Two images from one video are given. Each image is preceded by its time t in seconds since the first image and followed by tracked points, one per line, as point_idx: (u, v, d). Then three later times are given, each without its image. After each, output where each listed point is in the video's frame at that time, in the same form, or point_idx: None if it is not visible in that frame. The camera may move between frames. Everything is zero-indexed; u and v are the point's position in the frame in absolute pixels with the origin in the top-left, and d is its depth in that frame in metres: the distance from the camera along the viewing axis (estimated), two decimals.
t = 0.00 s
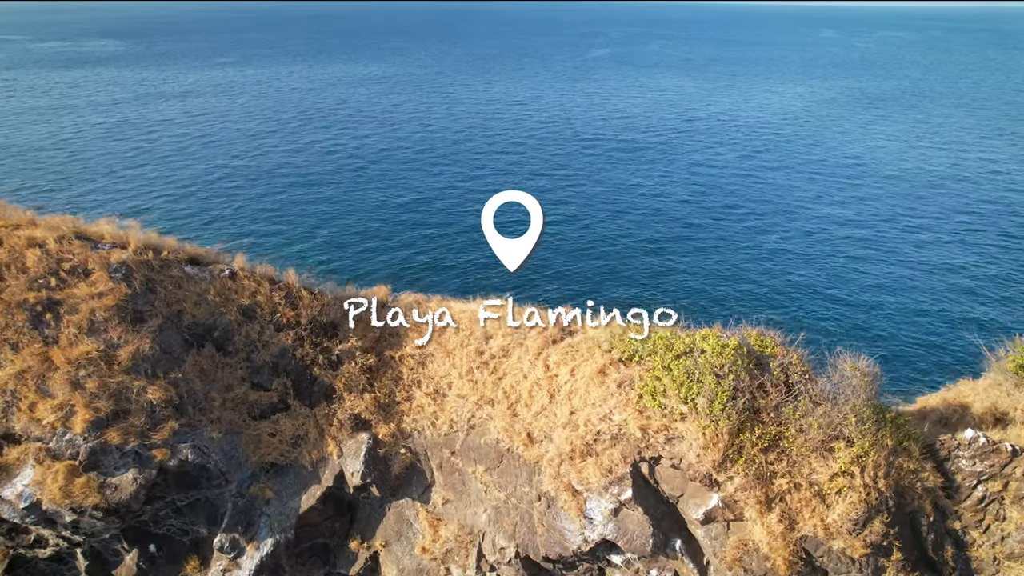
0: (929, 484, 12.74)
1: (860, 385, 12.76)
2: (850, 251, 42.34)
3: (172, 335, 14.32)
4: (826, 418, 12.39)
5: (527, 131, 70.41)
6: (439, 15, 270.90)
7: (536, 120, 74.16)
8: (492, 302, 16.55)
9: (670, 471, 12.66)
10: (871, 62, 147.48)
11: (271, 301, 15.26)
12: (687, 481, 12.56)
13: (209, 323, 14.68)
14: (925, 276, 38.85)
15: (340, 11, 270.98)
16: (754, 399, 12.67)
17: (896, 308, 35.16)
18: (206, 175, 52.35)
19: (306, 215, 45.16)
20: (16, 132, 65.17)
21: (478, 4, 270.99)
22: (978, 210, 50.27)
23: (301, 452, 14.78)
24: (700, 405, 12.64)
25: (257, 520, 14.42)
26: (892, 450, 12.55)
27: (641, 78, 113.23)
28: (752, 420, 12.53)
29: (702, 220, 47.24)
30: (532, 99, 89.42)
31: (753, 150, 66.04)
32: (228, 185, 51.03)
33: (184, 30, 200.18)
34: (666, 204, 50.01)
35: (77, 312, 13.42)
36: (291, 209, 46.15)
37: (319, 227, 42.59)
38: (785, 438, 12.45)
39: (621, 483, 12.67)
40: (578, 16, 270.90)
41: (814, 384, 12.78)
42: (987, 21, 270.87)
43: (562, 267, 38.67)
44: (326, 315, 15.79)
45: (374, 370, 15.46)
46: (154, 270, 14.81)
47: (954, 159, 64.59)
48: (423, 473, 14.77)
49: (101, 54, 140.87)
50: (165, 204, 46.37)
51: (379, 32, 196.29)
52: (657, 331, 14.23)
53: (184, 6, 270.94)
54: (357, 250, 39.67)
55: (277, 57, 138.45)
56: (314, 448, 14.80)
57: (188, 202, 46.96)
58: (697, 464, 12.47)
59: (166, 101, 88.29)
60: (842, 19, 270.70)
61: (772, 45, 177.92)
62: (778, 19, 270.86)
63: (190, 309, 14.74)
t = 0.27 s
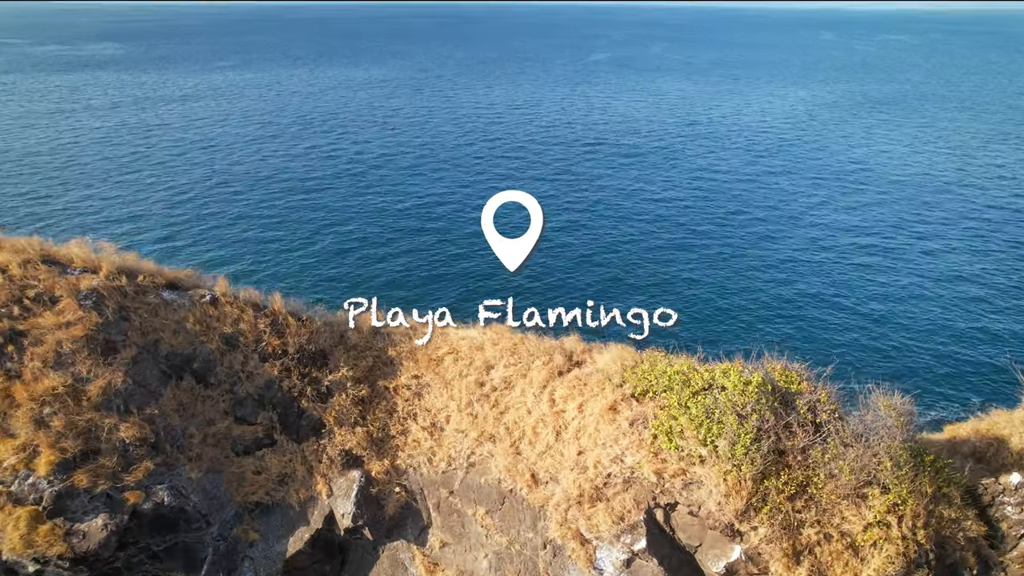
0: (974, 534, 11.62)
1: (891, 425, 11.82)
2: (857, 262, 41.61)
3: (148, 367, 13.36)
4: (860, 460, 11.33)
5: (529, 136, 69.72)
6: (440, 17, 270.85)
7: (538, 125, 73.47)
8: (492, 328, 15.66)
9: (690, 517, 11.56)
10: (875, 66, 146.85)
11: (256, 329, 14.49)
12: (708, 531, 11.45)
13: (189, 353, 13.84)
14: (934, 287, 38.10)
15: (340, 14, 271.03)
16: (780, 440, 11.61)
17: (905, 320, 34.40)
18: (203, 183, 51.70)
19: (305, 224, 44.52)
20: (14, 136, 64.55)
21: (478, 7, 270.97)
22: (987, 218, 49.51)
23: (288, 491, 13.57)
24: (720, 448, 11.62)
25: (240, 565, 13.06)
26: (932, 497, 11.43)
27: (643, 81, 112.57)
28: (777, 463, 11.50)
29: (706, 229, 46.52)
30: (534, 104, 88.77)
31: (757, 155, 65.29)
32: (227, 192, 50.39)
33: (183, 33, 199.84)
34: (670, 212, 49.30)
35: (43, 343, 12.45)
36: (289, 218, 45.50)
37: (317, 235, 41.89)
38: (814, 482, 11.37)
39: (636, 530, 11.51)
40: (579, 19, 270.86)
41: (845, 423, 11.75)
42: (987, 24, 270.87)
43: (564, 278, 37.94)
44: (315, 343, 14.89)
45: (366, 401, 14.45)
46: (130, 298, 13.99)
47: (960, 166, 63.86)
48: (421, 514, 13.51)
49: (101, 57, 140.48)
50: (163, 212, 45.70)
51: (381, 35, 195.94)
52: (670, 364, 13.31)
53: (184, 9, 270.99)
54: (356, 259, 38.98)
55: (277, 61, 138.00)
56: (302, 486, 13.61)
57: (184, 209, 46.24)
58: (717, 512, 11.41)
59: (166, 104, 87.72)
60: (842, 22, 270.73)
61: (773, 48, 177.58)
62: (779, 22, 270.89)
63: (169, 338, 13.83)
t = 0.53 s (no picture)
0: None
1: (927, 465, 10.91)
2: (864, 274, 40.96)
3: (125, 400, 12.51)
4: (896, 508, 10.39)
5: (530, 145, 69.22)
6: (440, 26, 270.98)
7: (540, 133, 73.01)
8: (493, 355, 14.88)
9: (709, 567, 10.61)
10: (878, 74, 146.48)
11: (242, 357, 13.71)
12: None
13: (169, 384, 13.00)
14: (943, 300, 37.44)
15: (340, 22, 271.12)
16: (806, 483, 10.76)
17: (914, 335, 33.73)
18: (201, 195, 51.25)
19: (304, 236, 44.09)
20: (13, 145, 64.29)
21: (478, 15, 271.12)
22: (995, 229, 48.84)
23: (275, 533, 12.61)
24: (741, 492, 10.77)
25: None
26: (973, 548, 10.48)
27: (646, 89, 112.19)
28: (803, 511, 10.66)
29: (710, 239, 45.94)
30: (536, 112, 88.35)
31: (761, 164, 64.75)
32: (226, 203, 49.99)
33: (183, 41, 199.67)
34: (673, 222, 48.74)
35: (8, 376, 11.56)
36: (289, 231, 45.11)
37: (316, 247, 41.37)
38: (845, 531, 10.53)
39: None
40: (579, 26, 270.99)
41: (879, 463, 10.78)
42: (987, 32, 270.97)
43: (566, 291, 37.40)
44: (305, 372, 14.07)
45: (360, 433, 13.59)
46: (106, 325, 13.17)
47: (967, 176, 63.19)
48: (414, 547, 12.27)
49: (100, 66, 140.19)
50: (160, 223, 45.29)
51: (384, 44, 196.33)
52: (684, 398, 12.42)
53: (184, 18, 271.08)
54: (355, 273, 38.48)
55: (277, 69, 137.72)
56: (291, 525, 12.65)
57: (182, 222, 45.77)
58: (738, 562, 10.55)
59: (167, 113, 87.55)
60: (842, 30, 270.97)
61: (773, 56, 177.39)
62: (778, 30, 271.07)
63: (148, 368, 12.99)
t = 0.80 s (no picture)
0: None
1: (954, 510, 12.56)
2: (869, 289, 40.87)
3: (92, 451, 14.01)
4: (945, 572, 11.53)
5: (531, 157, 69.02)
6: (442, 34, 270.96)
7: (542, 145, 72.81)
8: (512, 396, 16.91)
9: None
10: (877, 83, 147.02)
11: (220, 406, 15.28)
12: None
13: (143, 433, 14.61)
14: (948, 317, 37.44)
15: (342, 31, 271.23)
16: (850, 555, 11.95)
17: (921, 354, 33.73)
18: (201, 211, 51.21)
19: (308, 256, 43.99)
20: (14, 158, 64.26)
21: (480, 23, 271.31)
22: (997, 243, 48.96)
23: None
24: (771, 556, 12.20)
25: None
26: None
27: (646, 99, 112.15)
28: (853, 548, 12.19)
29: (714, 254, 45.79)
30: (536, 122, 88.26)
31: (763, 175, 64.64)
32: (227, 221, 49.81)
33: (184, 50, 199.69)
34: (676, 238, 48.66)
35: None
36: (293, 249, 44.99)
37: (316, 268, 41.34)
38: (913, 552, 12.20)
39: None
40: (581, 35, 271.01)
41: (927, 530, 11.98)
42: (989, 41, 270.85)
43: (571, 313, 37.49)
44: (290, 417, 15.79)
45: (349, 479, 15.25)
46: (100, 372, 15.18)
47: (968, 185, 63.25)
48: None
49: (101, 76, 140.06)
50: (162, 242, 45.01)
51: (384, 52, 196.47)
52: (704, 452, 14.01)
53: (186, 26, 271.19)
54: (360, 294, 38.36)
55: (278, 79, 137.63)
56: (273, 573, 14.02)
57: (182, 239, 45.76)
58: None
59: (167, 125, 87.23)
60: (843, 38, 270.91)
61: (775, 65, 177.14)
62: (780, 39, 271.05)
63: (117, 414, 14.58)
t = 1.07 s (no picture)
0: None
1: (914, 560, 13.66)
2: (876, 305, 40.43)
3: (55, 505, 14.50)
4: None
5: (533, 170, 68.78)
6: (443, 45, 271.13)
7: (544, 158, 72.60)
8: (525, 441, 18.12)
9: None
10: (876, 95, 147.31)
11: (194, 456, 15.85)
12: None
13: (109, 484, 15.06)
14: (957, 334, 36.99)
15: (344, 42, 271.36)
16: None
17: (931, 371, 33.28)
18: (202, 224, 50.90)
19: (309, 271, 43.50)
20: (14, 169, 63.92)
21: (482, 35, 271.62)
22: (1003, 257, 48.61)
23: None
24: None
25: None
26: None
27: (646, 111, 112.00)
28: None
29: (718, 268, 45.34)
30: (537, 135, 88.04)
31: (766, 187, 64.29)
32: (227, 234, 49.34)
33: (186, 62, 199.76)
34: (679, 252, 48.32)
35: None
36: (293, 264, 44.50)
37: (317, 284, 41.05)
38: None
39: None
40: (582, 46, 271.12)
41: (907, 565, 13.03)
42: (989, 52, 270.96)
43: (575, 332, 37.02)
44: (272, 464, 16.43)
45: (340, 528, 15.75)
46: (65, 422, 15.75)
47: (972, 198, 62.96)
48: None
49: (103, 86, 139.84)
50: (161, 256, 44.46)
51: (383, 63, 196.53)
52: (728, 508, 14.77)
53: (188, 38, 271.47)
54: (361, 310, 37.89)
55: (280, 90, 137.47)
56: None
57: (182, 253, 45.46)
58: None
59: (166, 136, 86.78)
60: (844, 49, 271.18)
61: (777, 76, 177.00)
62: (781, 51, 271.18)
63: (83, 465, 15.09)
